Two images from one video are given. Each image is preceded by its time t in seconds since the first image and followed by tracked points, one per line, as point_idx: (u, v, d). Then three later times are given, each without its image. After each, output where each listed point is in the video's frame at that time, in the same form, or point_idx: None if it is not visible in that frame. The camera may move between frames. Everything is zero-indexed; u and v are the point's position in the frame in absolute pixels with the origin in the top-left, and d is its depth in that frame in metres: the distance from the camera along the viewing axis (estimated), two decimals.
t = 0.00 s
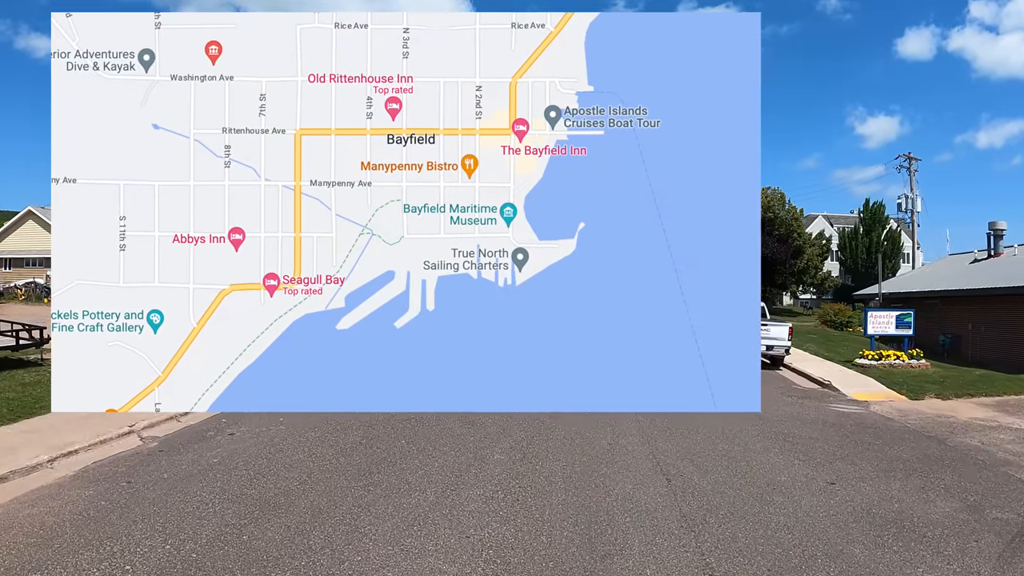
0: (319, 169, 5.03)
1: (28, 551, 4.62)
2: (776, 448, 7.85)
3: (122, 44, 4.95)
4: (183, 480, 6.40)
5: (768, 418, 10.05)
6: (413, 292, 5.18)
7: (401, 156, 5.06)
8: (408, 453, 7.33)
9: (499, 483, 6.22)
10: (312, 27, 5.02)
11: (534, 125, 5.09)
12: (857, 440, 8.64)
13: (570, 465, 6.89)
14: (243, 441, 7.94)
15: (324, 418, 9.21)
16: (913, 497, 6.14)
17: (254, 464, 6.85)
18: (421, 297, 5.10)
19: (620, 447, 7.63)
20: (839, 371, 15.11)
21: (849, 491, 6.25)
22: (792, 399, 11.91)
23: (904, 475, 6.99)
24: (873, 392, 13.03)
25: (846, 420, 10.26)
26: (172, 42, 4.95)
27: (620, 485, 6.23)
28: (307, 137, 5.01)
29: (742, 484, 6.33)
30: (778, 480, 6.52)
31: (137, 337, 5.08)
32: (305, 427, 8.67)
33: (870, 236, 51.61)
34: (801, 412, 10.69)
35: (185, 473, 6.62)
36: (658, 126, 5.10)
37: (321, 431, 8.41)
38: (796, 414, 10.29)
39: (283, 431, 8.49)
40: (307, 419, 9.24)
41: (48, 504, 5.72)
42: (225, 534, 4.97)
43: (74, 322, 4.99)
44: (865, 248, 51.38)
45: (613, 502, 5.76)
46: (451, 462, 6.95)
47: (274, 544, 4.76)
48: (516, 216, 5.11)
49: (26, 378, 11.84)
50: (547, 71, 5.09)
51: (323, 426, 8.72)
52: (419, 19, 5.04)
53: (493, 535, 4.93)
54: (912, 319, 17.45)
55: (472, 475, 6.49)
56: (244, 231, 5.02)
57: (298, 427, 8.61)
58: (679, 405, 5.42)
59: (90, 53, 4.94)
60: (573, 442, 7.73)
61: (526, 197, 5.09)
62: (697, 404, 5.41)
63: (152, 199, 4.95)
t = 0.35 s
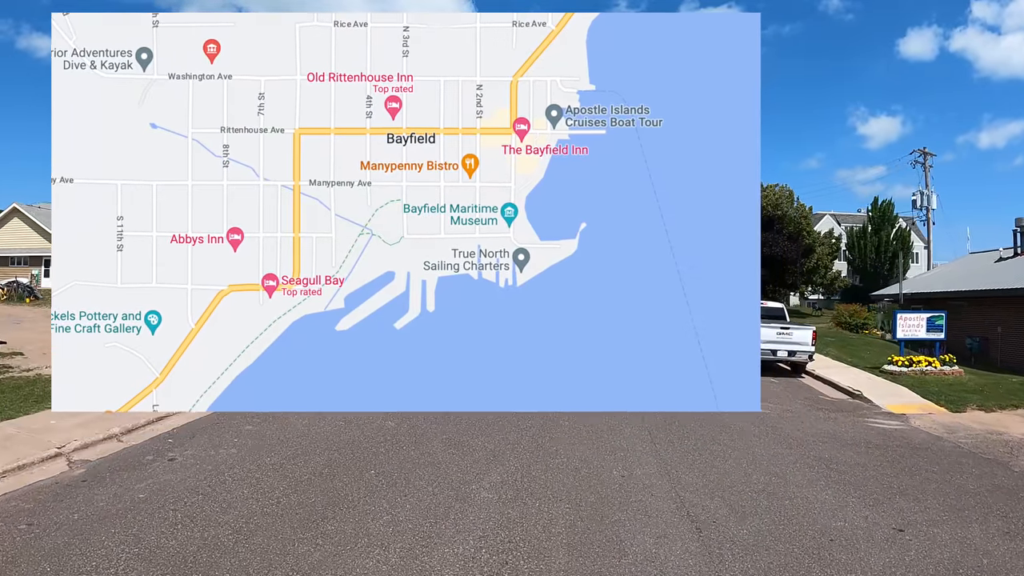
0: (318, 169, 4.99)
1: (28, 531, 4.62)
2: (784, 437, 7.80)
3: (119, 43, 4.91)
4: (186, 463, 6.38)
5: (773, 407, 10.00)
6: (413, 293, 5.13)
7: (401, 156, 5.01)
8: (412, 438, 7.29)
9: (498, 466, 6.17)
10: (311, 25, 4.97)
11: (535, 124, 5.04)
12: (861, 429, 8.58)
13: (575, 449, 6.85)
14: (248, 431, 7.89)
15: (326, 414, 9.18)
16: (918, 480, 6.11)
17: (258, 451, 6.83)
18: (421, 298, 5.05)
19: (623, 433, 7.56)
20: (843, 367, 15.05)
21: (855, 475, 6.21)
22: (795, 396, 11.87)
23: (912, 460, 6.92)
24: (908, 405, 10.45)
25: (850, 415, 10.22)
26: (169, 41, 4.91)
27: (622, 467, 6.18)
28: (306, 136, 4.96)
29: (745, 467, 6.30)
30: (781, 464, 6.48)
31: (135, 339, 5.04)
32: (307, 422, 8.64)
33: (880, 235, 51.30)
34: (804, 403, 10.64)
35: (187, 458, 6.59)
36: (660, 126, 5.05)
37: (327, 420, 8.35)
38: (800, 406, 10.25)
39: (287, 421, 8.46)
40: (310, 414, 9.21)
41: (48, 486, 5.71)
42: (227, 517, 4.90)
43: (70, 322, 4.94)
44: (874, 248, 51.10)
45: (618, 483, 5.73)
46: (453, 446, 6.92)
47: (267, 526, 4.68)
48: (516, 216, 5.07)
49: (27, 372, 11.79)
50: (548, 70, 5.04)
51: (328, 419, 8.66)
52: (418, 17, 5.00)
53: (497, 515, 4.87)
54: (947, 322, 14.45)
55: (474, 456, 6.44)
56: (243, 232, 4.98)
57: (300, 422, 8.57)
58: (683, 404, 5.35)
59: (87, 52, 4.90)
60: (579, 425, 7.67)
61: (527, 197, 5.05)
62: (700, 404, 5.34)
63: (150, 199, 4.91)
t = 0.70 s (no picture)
0: (317, 169, 4.94)
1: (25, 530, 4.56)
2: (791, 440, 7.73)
3: (117, 42, 4.87)
4: (188, 461, 6.35)
5: (778, 408, 9.96)
6: (413, 294, 5.09)
7: (401, 155, 4.97)
8: (414, 441, 7.24)
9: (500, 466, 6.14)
10: (311, 24, 4.92)
11: (536, 123, 4.99)
12: (866, 433, 8.55)
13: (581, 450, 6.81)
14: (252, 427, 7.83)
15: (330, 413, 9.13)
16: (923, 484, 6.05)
17: (261, 450, 6.79)
18: (420, 299, 5.01)
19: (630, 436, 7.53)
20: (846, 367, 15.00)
21: (862, 478, 6.14)
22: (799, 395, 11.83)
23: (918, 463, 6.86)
24: (954, 420, 9.50)
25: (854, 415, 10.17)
26: (167, 39, 4.87)
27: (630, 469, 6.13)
28: (305, 135, 4.91)
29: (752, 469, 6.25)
30: (787, 467, 6.43)
31: (132, 340, 4.99)
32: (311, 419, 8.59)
33: (887, 234, 51.08)
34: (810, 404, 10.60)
35: (188, 456, 6.54)
36: (662, 125, 5.01)
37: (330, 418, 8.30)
38: (802, 405, 10.20)
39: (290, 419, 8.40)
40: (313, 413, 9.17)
41: (48, 485, 5.69)
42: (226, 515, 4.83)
43: (67, 323, 4.90)
44: (882, 247, 50.90)
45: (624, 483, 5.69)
46: (457, 446, 6.89)
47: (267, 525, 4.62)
48: (517, 216, 5.02)
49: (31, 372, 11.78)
50: (550, 69, 4.99)
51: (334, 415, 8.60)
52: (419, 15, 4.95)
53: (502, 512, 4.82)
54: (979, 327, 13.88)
55: (478, 458, 6.40)
56: (241, 232, 4.93)
57: (303, 418, 8.51)
58: (687, 404, 5.29)
59: (84, 50, 4.85)
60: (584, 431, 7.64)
61: (529, 196, 5.00)
62: (705, 404, 5.29)
63: (148, 199, 4.87)
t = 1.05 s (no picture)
0: (316, 168, 4.90)
1: (20, 558, 4.54)
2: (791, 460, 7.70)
3: (114, 40, 4.82)
4: (187, 478, 6.32)
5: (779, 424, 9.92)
6: (413, 295, 5.04)
7: (401, 155, 4.92)
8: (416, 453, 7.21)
9: (495, 498, 6.12)
10: (310, 22, 4.88)
11: (537, 122, 4.94)
12: (868, 450, 8.51)
13: (580, 475, 6.79)
14: (248, 448, 7.80)
15: (333, 421, 9.08)
16: (922, 511, 6.03)
17: (259, 470, 6.76)
18: (421, 300, 4.96)
19: (630, 458, 7.51)
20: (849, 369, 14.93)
21: (859, 508, 6.12)
22: (801, 401, 11.77)
23: (915, 490, 6.84)
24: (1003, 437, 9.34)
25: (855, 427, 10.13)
26: (165, 37, 4.82)
27: (630, 498, 6.11)
28: (303, 134, 4.87)
29: (753, 497, 6.22)
30: (790, 489, 6.38)
31: (130, 341, 4.95)
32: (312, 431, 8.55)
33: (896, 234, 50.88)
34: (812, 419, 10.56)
35: (185, 480, 6.52)
36: (665, 124, 4.96)
37: (327, 438, 8.27)
38: (802, 420, 10.18)
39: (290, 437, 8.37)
40: (316, 420, 9.14)
41: (53, 504, 5.71)
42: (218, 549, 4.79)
43: (64, 324, 4.85)
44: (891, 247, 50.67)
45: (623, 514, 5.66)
46: (456, 471, 6.87)
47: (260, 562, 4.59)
48: (518, 216, 4.98)
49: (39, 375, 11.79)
50: (551, 67, 4.94)
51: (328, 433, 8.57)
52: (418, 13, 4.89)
53: (495, 554, 4.80)
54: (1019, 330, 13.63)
55: (477, 485, 6.38)
56: (240, 232, 4.89)
57: (303, 431, 8.47)
58: (689, 407, 5.23)
59: (81, 48, 4.80)
60: (583, 454, 7.61)
61: (530, 196, 4.95)
62: (708, 405, 5.23)
63: (146, 199, 4.82)
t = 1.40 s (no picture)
0: (315, 168, 4.85)
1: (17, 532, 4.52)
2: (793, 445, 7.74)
3: (112, 39, 4.79)
4: (186, 467, 6.28)
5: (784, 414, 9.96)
6: (413, 296, 4.99)
7: (401, 154, 4.88)
8: (415, 447, 7.16)
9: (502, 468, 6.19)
10: (309, 20, 4.83)
11: (539, 122, 4.90)
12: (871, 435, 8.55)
13: (585, 458, 6.85)
14: (264, 427, 7.95)
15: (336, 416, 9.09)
16: (930, 496, 6.01)
17: (257, 460, 6.70)
18: (420, 301, 4.91)
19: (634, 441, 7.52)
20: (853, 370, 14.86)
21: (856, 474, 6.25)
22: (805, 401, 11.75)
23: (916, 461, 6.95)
24: None
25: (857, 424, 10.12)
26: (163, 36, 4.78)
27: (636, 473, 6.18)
28: (302, 134, 4.82)
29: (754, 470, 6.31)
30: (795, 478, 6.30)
31: (127, 342, 4.90)
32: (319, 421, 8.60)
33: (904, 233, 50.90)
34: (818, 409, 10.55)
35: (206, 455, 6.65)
36: (667, 123, 4.91)
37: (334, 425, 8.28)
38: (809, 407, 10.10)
39: (299, 421, 8.48)
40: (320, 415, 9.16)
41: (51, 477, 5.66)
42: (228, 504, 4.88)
43: (60, 325, 4.80)
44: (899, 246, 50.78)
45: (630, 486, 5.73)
46: (462, 450, 6.91)
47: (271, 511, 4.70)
48: (519, 216, 4.93)
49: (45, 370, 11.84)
50: (552, 66, 4.89)
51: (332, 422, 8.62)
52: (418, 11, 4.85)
53: (501, 513, 4.92)
54: None
55: (482, 463, 6.39)
56: (238, 232, 4.85)
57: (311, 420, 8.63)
58: (693, 404, 5.16)
59: (79, 47, 4.76)
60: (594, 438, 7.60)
61: (531, 196, 4.91)
62: (711, 404, 5.17)
63: (143, 199, 4.78)
